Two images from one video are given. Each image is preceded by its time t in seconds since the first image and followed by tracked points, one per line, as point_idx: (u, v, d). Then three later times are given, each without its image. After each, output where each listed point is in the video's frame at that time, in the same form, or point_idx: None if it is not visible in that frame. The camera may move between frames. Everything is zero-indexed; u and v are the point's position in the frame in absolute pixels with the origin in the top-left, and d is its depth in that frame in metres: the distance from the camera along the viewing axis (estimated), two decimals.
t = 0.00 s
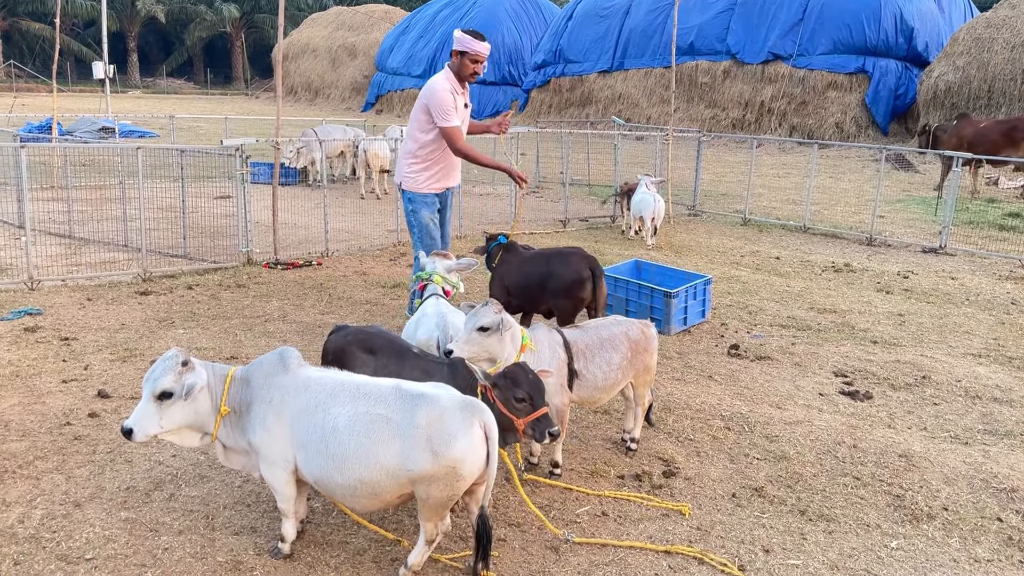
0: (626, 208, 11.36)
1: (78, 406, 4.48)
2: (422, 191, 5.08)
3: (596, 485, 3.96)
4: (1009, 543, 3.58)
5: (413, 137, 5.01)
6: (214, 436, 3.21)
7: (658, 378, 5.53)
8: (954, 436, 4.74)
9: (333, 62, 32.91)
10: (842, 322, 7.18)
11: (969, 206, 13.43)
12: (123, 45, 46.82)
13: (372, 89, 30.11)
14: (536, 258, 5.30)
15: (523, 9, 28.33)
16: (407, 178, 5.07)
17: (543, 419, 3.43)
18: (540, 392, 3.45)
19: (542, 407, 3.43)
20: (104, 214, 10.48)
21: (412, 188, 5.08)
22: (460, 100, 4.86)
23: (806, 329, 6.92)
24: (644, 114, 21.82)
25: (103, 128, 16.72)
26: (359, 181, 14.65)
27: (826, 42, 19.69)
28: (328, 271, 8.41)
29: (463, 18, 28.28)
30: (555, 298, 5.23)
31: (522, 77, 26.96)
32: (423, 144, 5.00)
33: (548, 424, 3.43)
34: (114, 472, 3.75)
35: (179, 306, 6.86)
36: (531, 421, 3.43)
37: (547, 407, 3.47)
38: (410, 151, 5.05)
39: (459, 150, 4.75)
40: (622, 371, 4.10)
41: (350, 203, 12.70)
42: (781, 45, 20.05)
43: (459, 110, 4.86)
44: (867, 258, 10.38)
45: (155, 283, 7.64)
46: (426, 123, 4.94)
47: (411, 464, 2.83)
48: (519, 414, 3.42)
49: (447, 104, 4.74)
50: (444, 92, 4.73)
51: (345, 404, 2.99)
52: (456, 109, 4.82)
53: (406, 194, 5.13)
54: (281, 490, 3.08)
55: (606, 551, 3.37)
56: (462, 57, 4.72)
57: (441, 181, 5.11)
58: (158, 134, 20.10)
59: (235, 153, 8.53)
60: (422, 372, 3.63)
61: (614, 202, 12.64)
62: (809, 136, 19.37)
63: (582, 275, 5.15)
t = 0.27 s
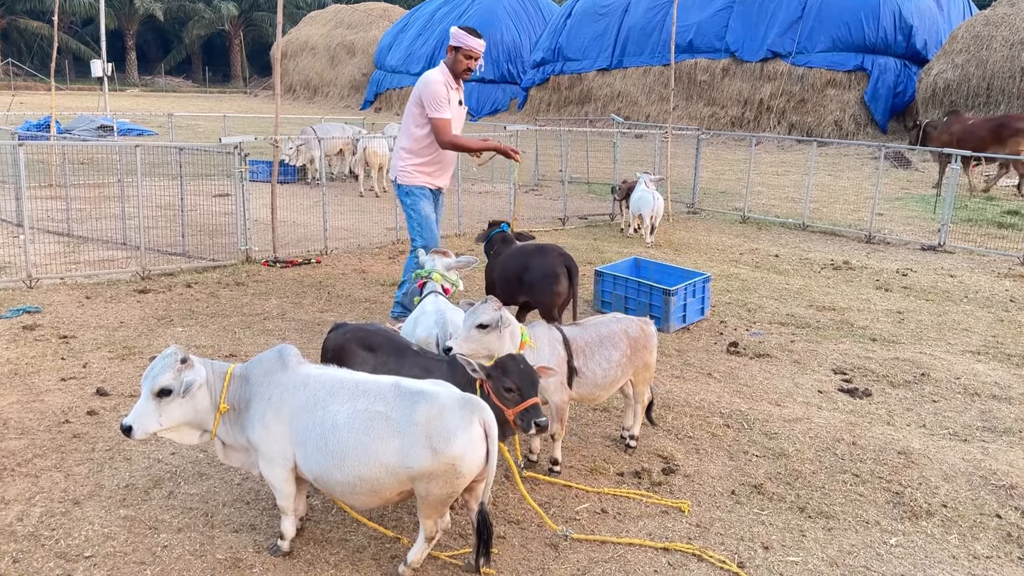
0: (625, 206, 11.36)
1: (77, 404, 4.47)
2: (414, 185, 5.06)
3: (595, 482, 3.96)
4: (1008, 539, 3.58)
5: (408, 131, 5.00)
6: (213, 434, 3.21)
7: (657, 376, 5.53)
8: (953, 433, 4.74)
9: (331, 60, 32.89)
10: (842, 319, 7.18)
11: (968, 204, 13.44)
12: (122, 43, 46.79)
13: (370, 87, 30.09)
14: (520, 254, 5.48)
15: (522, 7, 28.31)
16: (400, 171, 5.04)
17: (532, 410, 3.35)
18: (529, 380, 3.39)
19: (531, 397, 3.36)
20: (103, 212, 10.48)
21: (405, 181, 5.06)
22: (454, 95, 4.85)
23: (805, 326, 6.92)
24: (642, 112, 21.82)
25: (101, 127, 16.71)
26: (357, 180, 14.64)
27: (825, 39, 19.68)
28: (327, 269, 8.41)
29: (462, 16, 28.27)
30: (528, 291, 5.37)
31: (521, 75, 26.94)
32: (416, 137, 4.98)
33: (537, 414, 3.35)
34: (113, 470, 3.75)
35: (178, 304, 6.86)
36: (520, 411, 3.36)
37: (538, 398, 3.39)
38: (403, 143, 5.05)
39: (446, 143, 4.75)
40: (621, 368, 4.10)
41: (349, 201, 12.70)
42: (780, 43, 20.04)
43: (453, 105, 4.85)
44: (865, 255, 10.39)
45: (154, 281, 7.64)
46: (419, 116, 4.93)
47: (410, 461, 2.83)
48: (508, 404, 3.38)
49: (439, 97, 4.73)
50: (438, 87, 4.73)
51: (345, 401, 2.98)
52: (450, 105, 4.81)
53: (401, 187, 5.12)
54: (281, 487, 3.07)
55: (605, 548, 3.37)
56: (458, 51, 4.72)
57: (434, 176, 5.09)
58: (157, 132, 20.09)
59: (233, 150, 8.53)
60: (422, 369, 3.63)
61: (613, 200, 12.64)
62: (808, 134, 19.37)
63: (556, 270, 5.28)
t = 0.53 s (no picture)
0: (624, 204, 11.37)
1: (76, 402, 4.47)
2: (406, 187, 4.96)
3: (594, 479, 3.96)
4: (1006, 536, 3.58)
5: (396, 135, 4.95)
6: (212, 432, 3.21)
7: (656, 373, 5.53)
8: (952, 430, 4.75)
9: (329, 58, 32.86)
10: (840, 317, 7.18)
11: (966, 201, 13.46)
12: (119, 41, 46.72)
13: (368, 85, 30.06)
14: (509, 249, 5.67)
15: (520, 5, 28.29)
16: (392, 175, 4.95)
17: (518, 397, 3.35)
18: (514, 368, 3.39)
19: (517, 385, 3.37)
20: (101, 210, 10.47)
21: (396, 184, 4.96)
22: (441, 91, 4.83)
23: (804, 323, 6.93)
24: (641, 110, 21.82)
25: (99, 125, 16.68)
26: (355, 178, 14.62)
27: (823, 37, 19.69)
28: (325, 267, 8.41)
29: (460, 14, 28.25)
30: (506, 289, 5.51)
31: (519, 73, 26.92)
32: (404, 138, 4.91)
33: (523, 401, 3.35)
34: (112, 468, 3.74)
35: (176, 302, 6.85)
36: (506, 400, 3.36)
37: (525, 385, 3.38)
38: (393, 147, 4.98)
39: (434, 139, 4.70)
40: (620, 366, 4.10)
41: (347, 199, 12.69)
42: (778, 41, 20.05)
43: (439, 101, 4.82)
44: (864, 253, 10.39)
45: (152, 279, 7.63)
46: (406, 117, 4.89)
47: (410, 459, 2.83)
48: (495, 393, 3.39)
49: (425, 91, 4.70)
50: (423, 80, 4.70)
51: (344, 399, 2.98)
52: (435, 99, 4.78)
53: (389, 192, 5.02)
54: (280, 485, 3.07)
55: (604, 545, 3.37)
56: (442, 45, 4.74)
57: (427, 177, 4.99)
58: (155, 131, 20.07)
59: (231, 148, 8.52)
60: (422, 366, 3.64)
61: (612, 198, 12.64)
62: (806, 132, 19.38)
63: (530, 266, 5.38)
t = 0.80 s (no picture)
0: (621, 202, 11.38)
1: (73, 401, 4.46)
2: (394, 192, 4.92)
3: (592, 477, 3.97)
4: (1003, 532, 3.59)
5: (375, 139, 4.90)
6: (210, 430, 3.21)
7: (654, 371, 5.54)
8: (949, 427, 4.76)
9: (326, 57, 32.83)
10: (837, 315, 7.20)
11: (963, 199, 13.48)
12: (116, 40, 46.65)
13: (365, 84, 30.04)
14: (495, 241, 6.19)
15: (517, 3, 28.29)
16: (376, 182, 4.90)
17: (501, 391, 3.33)
18: (498, 363, 3.39)
19: (499, 379, 3.36)
20: (98, 210, 10.45)
21: (384, 191, 4.90)
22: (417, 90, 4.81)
23: (801, 321, 6.94)
24: (638, 109, 21.84)
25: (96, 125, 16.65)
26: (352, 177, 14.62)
27: (820, 35, 19.72)
28: (323, 265, 8.40)
29: (457, 12, 28.24)
30: (491, 278, 6.10)
31: (517, 71, 26.91)
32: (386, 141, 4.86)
33: (506, 395, 3.33)
34: (110, 467, 3.74)
35: (174, 301, 6.85)
36: (488, 396, 3.37)
37: (509, 381, 3.37)
38: (373, 153, 4.92)
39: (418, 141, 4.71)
40: (619, 365, 4.09)
41: (344, 198, 12.69)
42: (775, 39, 20.05)
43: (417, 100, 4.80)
44: (861, 251, 10.40)
45: (150, 279, 7.62)
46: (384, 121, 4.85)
47: (409, 457, 2.83)
48: (481, 388, 3.41)
49: (407, 91, 4.69)
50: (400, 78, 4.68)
51: (343, 397, 2.98)
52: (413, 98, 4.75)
53: (371, 199, 4.96)
54: (279, 483, 3.07)
55: (603, 543, 3.38)
56: (411, 41, 4.74)
57: (415, 180, 4.98)
58: (151, 130, 20.05)
59: (229, 147, 8.50)
60: (422, 364, 3.65)
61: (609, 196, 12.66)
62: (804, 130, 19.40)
63: (511, 257, 5.90)
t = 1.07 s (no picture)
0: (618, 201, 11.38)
1: (71, 402, 4.45)
2: (402, 197, 4.95)
3: (591, 476, 3.97)
4: (1002, 529, 3.59)
5: (377, 144, 4.81)
6: (208, 431, 3.20)
7: (652, 370, 5.55)
8: (947, 425, 4.77)
9: (323, 57, 32.80)
10: (835, 313, 7.21)
11: (960, 197, 13.51)
12: (111, 41, 46.56)
13: (361, 84, 30.01)
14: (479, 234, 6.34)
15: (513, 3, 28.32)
16: (383, 188, 4.86)
17: (478, 364, 3.38)
18: (478, 342, 3.46)
19: (476, 356, 3.42)
20: (94, 210, 10.43)
21: (392, 197, 4.90)
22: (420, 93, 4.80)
23: (798, 319, 6.95)
24: (634, 108, 21.86)
25: (92, 125, 16.62)
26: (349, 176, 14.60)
27: (816, 34, 19.77)
28: (320, 266, 8.40)
29: (453, 12, 28.23)
30: (476, 269, 6.28)
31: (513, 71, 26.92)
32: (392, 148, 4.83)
33: (482, 368, 3.36)
34: (108, 468, 3.73)
35: (171, 302, 6.84)
36: (465, 371, 3.43)
37: (486, 358, 3.42)
38: (377, 159, 4.84)
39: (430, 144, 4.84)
40: (617, 363, 4.09)
41: (341, 198, 12.68)
42: (772, 38, 20.08)
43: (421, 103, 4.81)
44: (858, 249, 10.42)
45: (147, 279, 7.61)
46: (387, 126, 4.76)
47: (407, 456, 2.83)
48: (461, 367, 3.46)
49: (419, 97, 4.69)
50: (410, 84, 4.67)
51: (341, 397, 2.98)
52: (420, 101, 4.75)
53: (374, 205, 4.90)
54: (278, 484, 3.07)
55: (602, 542, 3.37)
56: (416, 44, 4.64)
57: (415, 181, 5.01)
58: (147, 130, 20.01)
59: (226, 147, 8.50)
60: (420, 363, 3.65)
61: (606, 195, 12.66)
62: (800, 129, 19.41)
63: (493, 249, 6.04)
